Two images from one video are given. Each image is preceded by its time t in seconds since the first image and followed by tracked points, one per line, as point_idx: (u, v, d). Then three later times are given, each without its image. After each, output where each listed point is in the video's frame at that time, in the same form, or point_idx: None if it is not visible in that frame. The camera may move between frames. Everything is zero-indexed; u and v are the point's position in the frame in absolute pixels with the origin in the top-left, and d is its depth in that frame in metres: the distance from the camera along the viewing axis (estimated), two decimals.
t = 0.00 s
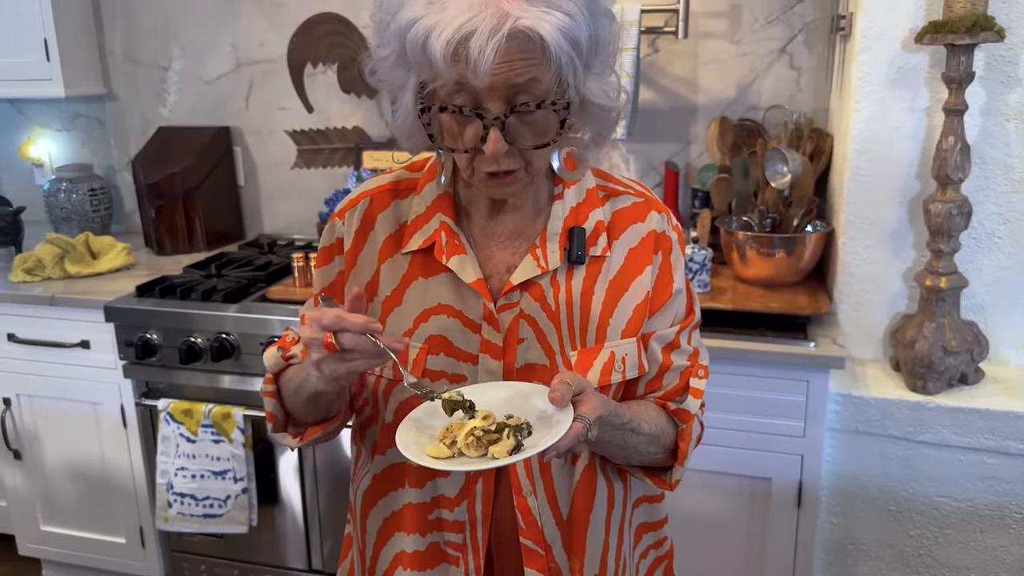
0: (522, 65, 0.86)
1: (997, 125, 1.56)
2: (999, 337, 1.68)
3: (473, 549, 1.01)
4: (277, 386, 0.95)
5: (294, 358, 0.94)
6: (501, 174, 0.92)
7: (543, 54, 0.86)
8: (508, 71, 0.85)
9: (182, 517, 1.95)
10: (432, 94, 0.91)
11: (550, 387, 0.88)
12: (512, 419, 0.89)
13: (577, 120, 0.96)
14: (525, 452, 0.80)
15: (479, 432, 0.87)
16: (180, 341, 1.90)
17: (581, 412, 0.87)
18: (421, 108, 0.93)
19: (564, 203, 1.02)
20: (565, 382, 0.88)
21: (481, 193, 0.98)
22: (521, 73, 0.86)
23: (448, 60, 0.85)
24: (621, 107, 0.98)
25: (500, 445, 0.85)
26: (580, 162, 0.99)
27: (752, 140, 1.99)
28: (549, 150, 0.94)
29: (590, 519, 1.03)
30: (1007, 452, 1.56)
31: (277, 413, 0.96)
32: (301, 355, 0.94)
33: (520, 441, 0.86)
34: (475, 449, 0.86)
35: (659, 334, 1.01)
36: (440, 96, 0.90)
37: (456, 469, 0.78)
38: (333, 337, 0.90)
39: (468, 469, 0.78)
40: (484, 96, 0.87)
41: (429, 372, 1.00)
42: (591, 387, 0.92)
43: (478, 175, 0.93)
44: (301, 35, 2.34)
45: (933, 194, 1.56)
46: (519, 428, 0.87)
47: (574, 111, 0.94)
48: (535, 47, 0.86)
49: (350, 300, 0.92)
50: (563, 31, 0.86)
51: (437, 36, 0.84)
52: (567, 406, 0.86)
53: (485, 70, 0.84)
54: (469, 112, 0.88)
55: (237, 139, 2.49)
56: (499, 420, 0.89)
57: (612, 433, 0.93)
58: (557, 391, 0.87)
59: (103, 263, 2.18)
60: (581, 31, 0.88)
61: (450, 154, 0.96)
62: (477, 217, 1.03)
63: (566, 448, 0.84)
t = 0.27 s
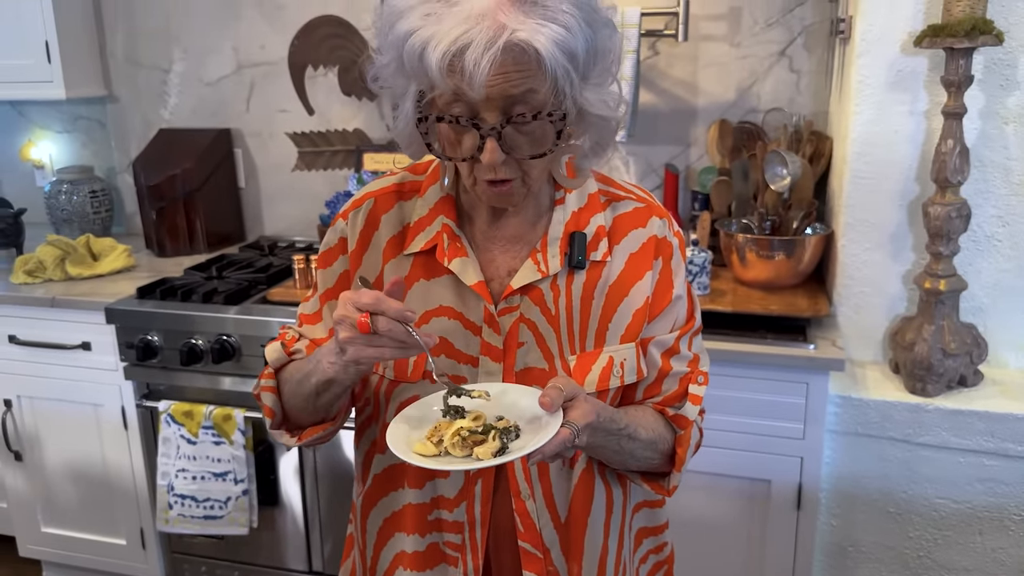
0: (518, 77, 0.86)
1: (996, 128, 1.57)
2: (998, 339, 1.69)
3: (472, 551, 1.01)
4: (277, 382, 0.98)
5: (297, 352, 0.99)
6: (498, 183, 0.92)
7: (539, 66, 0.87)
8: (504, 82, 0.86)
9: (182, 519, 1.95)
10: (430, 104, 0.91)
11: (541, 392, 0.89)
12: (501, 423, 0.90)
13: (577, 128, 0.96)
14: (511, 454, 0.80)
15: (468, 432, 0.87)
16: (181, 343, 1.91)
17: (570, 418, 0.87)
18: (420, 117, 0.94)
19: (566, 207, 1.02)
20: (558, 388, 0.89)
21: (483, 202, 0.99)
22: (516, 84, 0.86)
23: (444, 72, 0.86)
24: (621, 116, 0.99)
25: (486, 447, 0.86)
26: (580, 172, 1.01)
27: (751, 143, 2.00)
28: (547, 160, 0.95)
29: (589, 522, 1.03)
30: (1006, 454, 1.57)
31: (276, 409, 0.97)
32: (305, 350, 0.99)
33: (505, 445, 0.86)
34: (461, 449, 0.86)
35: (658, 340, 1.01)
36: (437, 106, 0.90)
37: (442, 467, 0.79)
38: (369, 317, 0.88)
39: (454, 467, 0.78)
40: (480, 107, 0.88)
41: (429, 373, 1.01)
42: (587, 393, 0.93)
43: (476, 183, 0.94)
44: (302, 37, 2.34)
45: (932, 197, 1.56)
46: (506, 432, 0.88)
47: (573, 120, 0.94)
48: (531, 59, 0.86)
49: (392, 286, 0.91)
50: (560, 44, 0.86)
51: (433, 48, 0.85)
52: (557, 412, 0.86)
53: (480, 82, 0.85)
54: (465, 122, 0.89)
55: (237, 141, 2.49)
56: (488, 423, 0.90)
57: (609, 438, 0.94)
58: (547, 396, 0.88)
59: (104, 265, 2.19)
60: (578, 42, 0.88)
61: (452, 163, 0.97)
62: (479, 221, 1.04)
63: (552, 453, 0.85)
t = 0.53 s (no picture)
0: (522, 84, 0.87)
1: (994, 130, 1.57)
2: (995, 340, 1.69)
3: (472, 552, 1.01)
4: (259, 370, 0.97)
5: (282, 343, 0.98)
6: (499, 187, 0.93)
7: (544, 73, 0.87)
8: (509, 89, 0.86)
9: (182, 519, 1.95)
10: (433, 107, 0.92)
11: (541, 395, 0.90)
12: (501, 425, 0.90)
13: (579, 136, 0.96)
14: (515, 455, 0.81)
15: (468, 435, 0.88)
16: (180, 343, 1.91)
17: (571, 419, 0.88)
18: (423, 120, 0.94)
19: (567, 209, 1.03)
20: (558, 391, 0.90)
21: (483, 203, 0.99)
22: (520, 91, 0.87)
23: (448, 76, 0.86)
24: (623, 124, 0.99)
25: (488, 449, 0.86)
26: (580, 176, 1.01)
27: (750, 144, 2.00)
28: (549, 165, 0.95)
29: (589, 523, 1.04)
30: (1004, 455, 1.57)
31: (256, 398, 0.97)
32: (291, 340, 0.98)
33: (506, 447, 0.87)
34: (463, 452, 0.87)
35: (659, 342, 1.01)
36: (441, 109, 0.91)
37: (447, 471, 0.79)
38: (342, 302, 0.87)
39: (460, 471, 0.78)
40: (484, 112, 0.88)
41: (430, 374, 1.01)
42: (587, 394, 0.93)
43: (477, 186, 0.95)
44: (302, 38, 2.35)
45: (930, 198, 1.57)
46: (506, 434, 0.89)
47: (575, 127, 0.95)
48: (536, 67, 0.86)
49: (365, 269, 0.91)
50: (565, 52, 0.87)
51: (439, 53, 0.85)
52: (558, 414, 0.87)
53: (485, 88, 0.86)
54: (468, 127, 0.89)
55: (237, 141, 2.50)
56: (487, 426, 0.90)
57: (610, 440, 0.94)
58: (548, 398, 0.88)
59: (104, 265, 2.19)
60: (583, 51, 0.89)
61: (454, 165, 0.97)
62: (481, 223, 1.04)
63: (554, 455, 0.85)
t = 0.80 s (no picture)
0: (526, 97, 0.87)
1: (992, 131, 1.58)
2: (994, 341, 1.70)
3: (473, 551, 1.02)
4: (263, 373, 0.97)
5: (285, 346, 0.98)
6: (501, 195, 0.94)
7: (547, 86, 0.87)
8: (513, 102, 0.87)
9: (182, 518, 1.95)
10: (436, 116, 0.92)
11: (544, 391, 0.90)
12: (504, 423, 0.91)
13: (581, 144, 0.97)
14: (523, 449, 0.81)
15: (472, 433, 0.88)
16: (180, 343, 1.91)
17: (574, 415, 0.88)
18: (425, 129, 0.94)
19: (567, 211, 1.03)
20: (559, 387, 0.90)
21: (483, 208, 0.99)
22: (524, 104, 0.87)
23: (452, 89, 0.87)
24: (623, 133, 1.00)
25: (493, 445, 0.86)
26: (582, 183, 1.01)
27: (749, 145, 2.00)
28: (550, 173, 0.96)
29: (589, 522, 1.04)
30: (1002, 455, 1.58)
31: (259, 400, 0.97)
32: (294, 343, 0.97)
33: (512, 442, 0.87)
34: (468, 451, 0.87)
35: (659, 342, 1.02)
36: (444, 119, 0.91)
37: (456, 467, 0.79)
38: (347, 326, 0.88)
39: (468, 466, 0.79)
40: (487, 124, 0.88)
41: (430, 375, 1.02)
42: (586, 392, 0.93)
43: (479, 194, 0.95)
44: (302, 38, 2.35)
45: (928, 199, 1.57)
46: (510, 430, 0.89)
47: (577, 137, 0.95)
48: (540, 80, 0.87)
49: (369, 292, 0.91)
50: (569, 65, 0.87)
51: (444, 66, 0.86)
52: (561, 408, 0.88)
53: (489, 101, 0.86)
54: (472, 138, 0.90)
55: (237, 142, 2.50)
56: (490, 423, 0.91)
57: (611, 437, 0.94)
58: (551, 394, 0.89)
59: (104, 265, 2.19)
60: (586, 64, 0.89)
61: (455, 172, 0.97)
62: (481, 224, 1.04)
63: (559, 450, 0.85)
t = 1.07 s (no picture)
0: (526, 88, 0.87)
1: (991, 131, 1.58)
2: (993, 341, 1.70)
3: (472, 552, 1.02)
4: (292, 395, 0.99)
5: (308, 366, 0.99)
6: (502, 189, 0.94)
7: (547, 78, 0.88)
8: (513, 93, 0.87)
9: (182, 518, 1.96)
10: (437, 110, 0.92)
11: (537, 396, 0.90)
12: (498, 429, 0.91)
13: (581, 139, 0.97)
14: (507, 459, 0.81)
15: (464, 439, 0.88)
16: (181, 343, 1.92)
17: (565, 420, 0.88)
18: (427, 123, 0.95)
19: (567, 211, 1.04)
20: (553, 392, 0.89)
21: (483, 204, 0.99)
22: (524, 95, 0.87)
23: (453, 80, 0.87)
24: (625, 129, 1.00)
25: (484, 452, 0.87)
26: (581, 180, 1.02)
27: (749, 145, 2.01)
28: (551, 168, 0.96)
29: (588, 522, 1.04)
30: (1001, 455, 1.58)
31: (294, 421, 1.00)
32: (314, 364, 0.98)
33: (502, 450, 0.87)
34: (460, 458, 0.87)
35: (657, 342, 1.02)
36: (445, 112, 0.91)
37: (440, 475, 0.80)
38: (350, 380, 0.89)
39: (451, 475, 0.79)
40: (488, 115, 0.89)
41: (430, 375, 1.02)
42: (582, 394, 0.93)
43: (480, 189, 0.95)
44: (303, 38, 2.35)
45: (928, 199, 1.58)
46: (501, 437, 0.89)
47: (578, 131, 0.95)
48: (540, 71, 0.87)
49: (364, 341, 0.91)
50: (569, 57, 0.87)
51: (445, 57, 0.86)
52: (552, 415, 0.87)
53: (490, 92, 0.86)
54: (472, 130, 0.90)
55: (237, 142, 2.50)
56: (484, 429, 0.91)
57: (608, 439, 0.94)
58: (543, 399, 0.88)
59: (104, 265, 2.19)
60: (587, 56, 0.89)
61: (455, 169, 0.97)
62: (481, 224, 1.05)
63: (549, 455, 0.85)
